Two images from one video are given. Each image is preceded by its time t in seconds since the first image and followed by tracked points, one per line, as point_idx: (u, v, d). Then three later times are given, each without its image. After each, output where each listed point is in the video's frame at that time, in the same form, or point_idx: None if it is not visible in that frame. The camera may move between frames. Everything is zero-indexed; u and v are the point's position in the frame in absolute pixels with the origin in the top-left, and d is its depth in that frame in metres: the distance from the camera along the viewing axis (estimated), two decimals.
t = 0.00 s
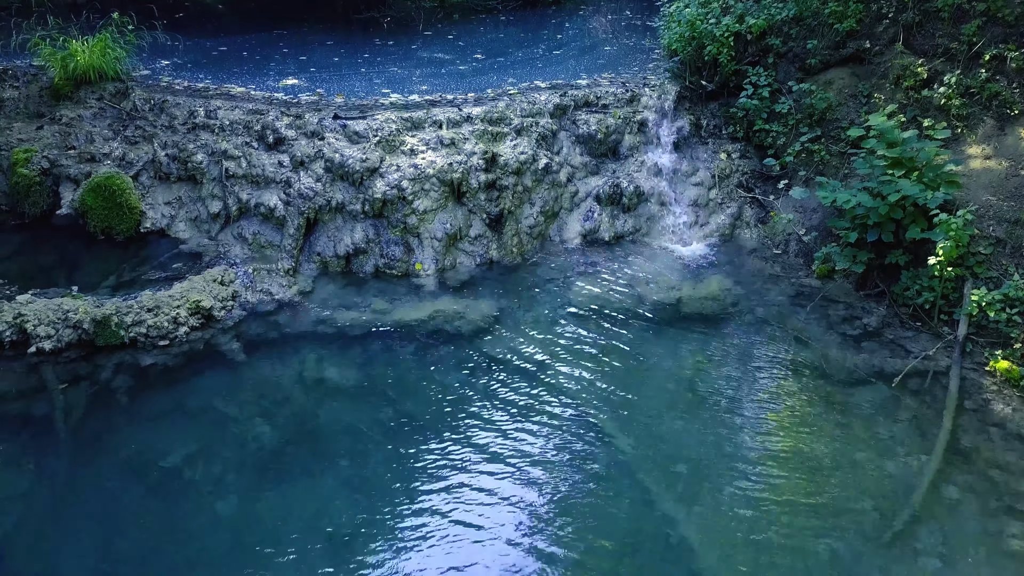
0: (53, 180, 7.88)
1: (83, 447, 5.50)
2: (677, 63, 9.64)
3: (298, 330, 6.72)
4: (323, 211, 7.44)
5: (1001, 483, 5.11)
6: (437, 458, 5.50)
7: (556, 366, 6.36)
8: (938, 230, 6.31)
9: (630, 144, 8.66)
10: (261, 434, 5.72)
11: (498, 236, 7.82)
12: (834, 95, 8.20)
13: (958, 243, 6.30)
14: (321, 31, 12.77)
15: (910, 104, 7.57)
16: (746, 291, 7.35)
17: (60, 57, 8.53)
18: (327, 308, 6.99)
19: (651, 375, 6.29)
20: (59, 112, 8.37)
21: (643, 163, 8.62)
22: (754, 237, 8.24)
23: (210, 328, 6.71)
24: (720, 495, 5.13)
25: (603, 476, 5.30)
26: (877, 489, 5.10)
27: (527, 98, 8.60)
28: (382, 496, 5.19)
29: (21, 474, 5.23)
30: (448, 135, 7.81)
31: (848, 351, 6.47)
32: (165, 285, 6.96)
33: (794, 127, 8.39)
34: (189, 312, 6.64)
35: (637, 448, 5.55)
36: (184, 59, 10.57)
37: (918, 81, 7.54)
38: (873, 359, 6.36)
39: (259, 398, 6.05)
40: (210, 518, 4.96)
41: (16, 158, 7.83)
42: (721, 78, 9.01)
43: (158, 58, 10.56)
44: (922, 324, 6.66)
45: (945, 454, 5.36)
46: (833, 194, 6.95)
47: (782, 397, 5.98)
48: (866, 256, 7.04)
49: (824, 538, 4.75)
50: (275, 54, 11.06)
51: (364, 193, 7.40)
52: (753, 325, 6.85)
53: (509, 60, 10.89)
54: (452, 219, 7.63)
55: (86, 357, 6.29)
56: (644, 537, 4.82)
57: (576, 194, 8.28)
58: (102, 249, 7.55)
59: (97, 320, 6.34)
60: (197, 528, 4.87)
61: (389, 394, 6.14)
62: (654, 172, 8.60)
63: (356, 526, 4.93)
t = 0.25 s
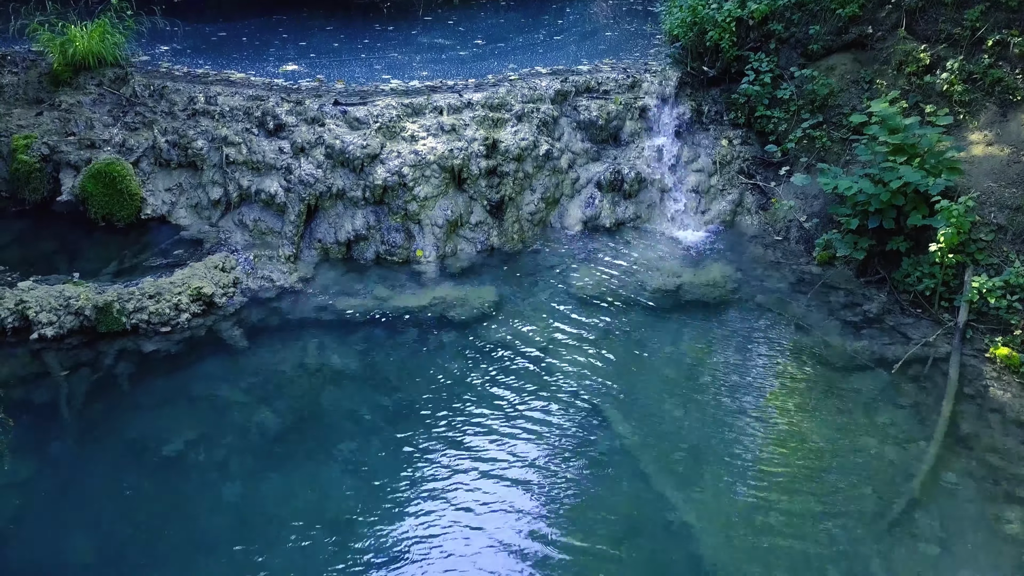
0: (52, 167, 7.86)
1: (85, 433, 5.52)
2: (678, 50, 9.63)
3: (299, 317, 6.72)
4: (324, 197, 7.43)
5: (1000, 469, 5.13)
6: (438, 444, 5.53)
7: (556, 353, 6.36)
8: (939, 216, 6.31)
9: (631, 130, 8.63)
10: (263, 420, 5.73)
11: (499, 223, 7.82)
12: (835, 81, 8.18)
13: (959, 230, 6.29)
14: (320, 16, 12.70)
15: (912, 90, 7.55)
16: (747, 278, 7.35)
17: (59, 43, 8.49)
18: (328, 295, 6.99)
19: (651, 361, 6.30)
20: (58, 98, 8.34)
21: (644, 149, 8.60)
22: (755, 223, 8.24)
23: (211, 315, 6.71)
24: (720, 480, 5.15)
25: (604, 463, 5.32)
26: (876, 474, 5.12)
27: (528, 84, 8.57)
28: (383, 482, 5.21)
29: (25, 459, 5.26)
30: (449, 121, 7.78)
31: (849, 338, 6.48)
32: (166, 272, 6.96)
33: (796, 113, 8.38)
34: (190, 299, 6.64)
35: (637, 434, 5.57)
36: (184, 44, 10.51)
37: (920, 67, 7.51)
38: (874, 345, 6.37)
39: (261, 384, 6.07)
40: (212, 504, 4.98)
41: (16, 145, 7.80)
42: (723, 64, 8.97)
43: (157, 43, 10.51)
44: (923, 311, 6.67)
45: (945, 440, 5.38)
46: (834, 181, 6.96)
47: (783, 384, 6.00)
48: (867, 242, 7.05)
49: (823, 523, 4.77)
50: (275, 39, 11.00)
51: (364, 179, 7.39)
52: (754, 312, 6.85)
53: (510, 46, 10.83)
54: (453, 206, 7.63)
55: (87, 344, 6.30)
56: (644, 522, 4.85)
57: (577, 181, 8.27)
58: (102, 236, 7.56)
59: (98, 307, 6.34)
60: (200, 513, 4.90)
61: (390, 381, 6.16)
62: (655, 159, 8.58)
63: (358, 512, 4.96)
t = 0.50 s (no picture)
0: (52, 158, 7.84)
1: (87, 425, 5.54)
2: (679, 41, 9.57)
3: (300, 309, 6.73)
4: (324, 189, 7.42)
5: (999, 461, 5.15)
6: (439, 435, 5.55)
7: (556, 346, 6.36)
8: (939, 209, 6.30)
9: (632, 122, 8.60)
10: (264, 413, 5.75)
11: (500, 215, 7.81)
12: (837, 72, 8.15)
13: (960, 222, 6.28)
14: (319, 6, 12.64)
15: (914, 82, 7.52)
16: (748, 270, 7.35)
17: (57, 34, 8.48)
18: (328, 287, 7.00)
19: (651, 354, 6.30)
20: (57, 90, 8.32)
21: (645, 141, 8.58)
22: (756, 216, 8.24)
23: (212, 307, 6.72)
24: (720, 471, 5.18)
25: (604, 456, 5.33)
26: (875, 467, 5.15)
27: (528, 75, 8.54)
28: (384, 475, 5.23)
29: (28, 452, 5.28)
30: (449, 112, 7.76)
31: (849, 330, 6.49)
32: (167, 265, 6.96)
33: (797, 105, 8.35)
34: (191, 291, 6.64)
35: (637, 427, 5.58)
36: (182, 35, 10.47)
37: (922, 58, 7.47)
38: (874, 338, 6.38)
39: (262, 377, 6.08)
40: (214, 496, 5.01)
41: (15, 136, 7.77)
42: (724, 55, 8.94)
43: (157, 34, 10.47)
44: (923, 303, 6.67)
45: (944, 433, 5.39)
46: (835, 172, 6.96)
47: (783, 376, 6.01)
48: (867, 235, 7.04)
49: (822, 516, 4.80)
50: (274, 30, 10.96)
51: (365, 171, 7.38)
52: (755, 304, 6.86)
53: (510, 37, 10.79)
54: (453, 198, 7.62)
55: (89, 336, 6.31)
56: (644, 515, 4.87)
57: (577, 172, 8.26)
58: (102, 228, 7.55)
59: (99, 300, 6.35)
60: (202, 505, 4.93)
61: (391, 373, 6.18)
62: (656, 150, 8.57)
63: (358, 505, 4.98)
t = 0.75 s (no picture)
0: (52, 158, 7.84)
1: (87, 425, 5.54)
2: (679, 41, 9.57)
3: (300, 309, 6.73)
4: (324, 189, 7.42)
5: (999, 462, 5.15)
6: (439, 435, 5.56)
7: (555, 347, 6.36)
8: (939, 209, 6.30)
9: (632, 122, 8.61)
10: (264, 413, 5.76)
11: (499, 215, 7.81)
12: (837, 72, 8.15)
13: (959, 223, 6.29)
14: (319, 6, 12.64)
15: (914, 82, 7.52)
16: (747, 270, 7.35)
17: (57, 34, 8.48)
18: (328, 287, 7.00)
19: (651, 354, 6.30)
20: (57, 90, 8.32)
21: (645, 141, 8.58)
22: (756, 216, 8.24)
23: (212, 307, 6.72)
24: (720, 471, 5.19)
25: (603, 457, 5.33)
26: (875, 467, 5.15)
27: (528, 75, 8.54)
28: (384, 474, 5.24)
29: (28, 452, 5.29)
30: (449, 112, 7.76)
31: (849, 331, 6.49)
32: (167, 265, 6.96)
33: (797, 105, 8.35)
34: (191, 291, 6.64)
35: (637, 428, 5.57)
36: (182, 35, 10.47)
37: (922, 58, 7.48)
38: (874, 338, 6.38)
39: (261, 377, 6.08)
40: (214, 496, 5.01)
41: (15, 136, 7.77)
42: (724, 55, 8.94)
43: (157, 34, 10.47)
44: (923, 304, 6.67)
45: (944, 433, 5.40)
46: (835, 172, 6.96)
47: (783, 377, 6.01)
48: (867, 235, 7.04)
49: (822, 516, 4.80)
50: (274, 30, 10.96)
51: (365, 171, 7.38)
52: (755, 304, 6.86)
53: (510, 37, 10.79)
54: (453, 198, 7.62)
55: (89, 336, 6.32)
56: (644, 515, 4.86)
57: (577, 172, 8.26)
58: (102, 228, 7.56)
59: (99, 300, 6.35)
60: (202, 505, 4.93)
61: (391, 373, 6.18)
62: (656, 150, 8.57)
63: (357, 506, 4.97)
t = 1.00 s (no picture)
0: (52, 159, 7.85)
1: (87, 426, 5.55)
2: (678, 41, 9.57)
3: (300, 309, 6.74)
4: (323, 190, 7.42)
5: (998, 462, 5.15)
6: (438, 436, 5.56)
7: (555, 347, 6.36)
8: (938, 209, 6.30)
9: (631, 122, 8.61)
10: (264, 413, 5.76)
11: (499, 215, 7.82)
12: (836, 73, 8.15)
13: (959, 223, 6.29)
14: (319, 6, 12.65)
15: (913, 82, 7.53)
16: (747, 270, 7.35)
17: (57, 34, 8.48)
18: (328, 288, 7.00)
19: (650, 355, 6.31)
20: (57, 90, 8.31)
21: (644, 141, 8.58)
22: (755, 216, 8.24)
23: (212, 308, 6.72)
24: (719, 471, 5.19)
25: (603, 458, 5.33)
26: (874, 468, 5.15)
27: (528, 76, 8.54)
28: (384, 474, 5.24)
29: (28, 452, 5.29)
30: (448, 113, 7.76)
31: (849, 331, 6.49)
32: (167, 265, 6.96)
33: (796, 105, 8.36)
34: (190, 292, 6.65)
35: (636, 429, 5.58)
36: (182, 35, 10.47)
37: (921, 59, 7.48)
38: (873, 339, 6.38)
39: (261, 377, 6.09)
40: (214, 497, 5.02)
41: (15, 136, 7.77)
42: (723, 55, 8.94)
43: (156, 34, 10.47)
44: (923, 304, 6.67)
45: (943, 433, 5.40)
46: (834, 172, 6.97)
47: (782, 377, 6.02)
48: (867, 235, 7.05)
49: (821, 517, 4.80)
50: (273, 30, 10.96)
51: (365, 171, 7.38)
52: (754, 305, 6.86)
53: (510, 37, 10.79)
54: (453, 198, 7.62)
55: (88, 337, 6.32)
56: (643, 516, 4.87)
57: (577, 173, 8.27)
58: (102, 229, 7.56)
59: (98, 300, 6.35)
60: (202, 506, 4.94)
61: (391, 373, 6.19)
62: (656, 151, 8.57)
63: (357, 506, 4.97)
